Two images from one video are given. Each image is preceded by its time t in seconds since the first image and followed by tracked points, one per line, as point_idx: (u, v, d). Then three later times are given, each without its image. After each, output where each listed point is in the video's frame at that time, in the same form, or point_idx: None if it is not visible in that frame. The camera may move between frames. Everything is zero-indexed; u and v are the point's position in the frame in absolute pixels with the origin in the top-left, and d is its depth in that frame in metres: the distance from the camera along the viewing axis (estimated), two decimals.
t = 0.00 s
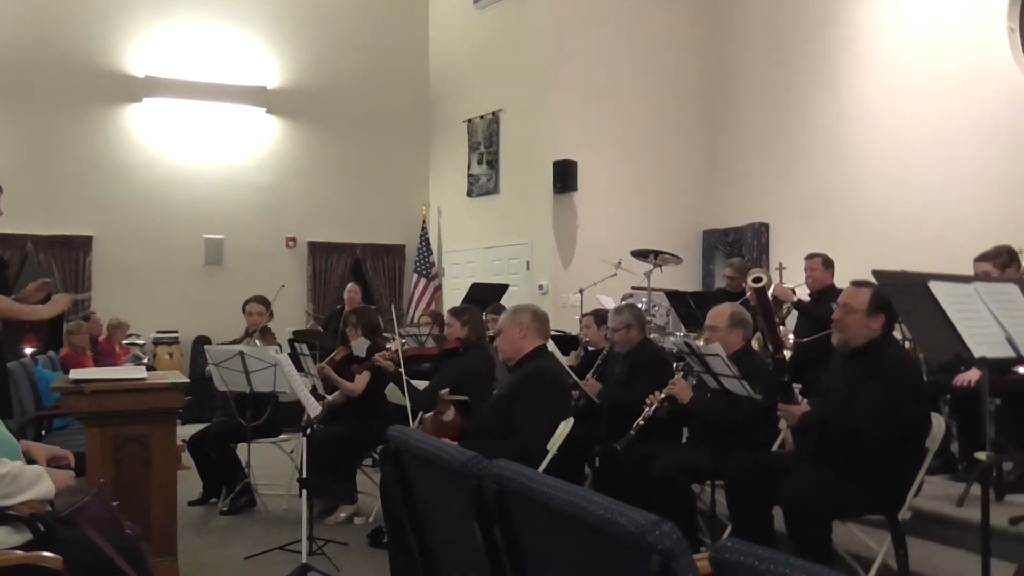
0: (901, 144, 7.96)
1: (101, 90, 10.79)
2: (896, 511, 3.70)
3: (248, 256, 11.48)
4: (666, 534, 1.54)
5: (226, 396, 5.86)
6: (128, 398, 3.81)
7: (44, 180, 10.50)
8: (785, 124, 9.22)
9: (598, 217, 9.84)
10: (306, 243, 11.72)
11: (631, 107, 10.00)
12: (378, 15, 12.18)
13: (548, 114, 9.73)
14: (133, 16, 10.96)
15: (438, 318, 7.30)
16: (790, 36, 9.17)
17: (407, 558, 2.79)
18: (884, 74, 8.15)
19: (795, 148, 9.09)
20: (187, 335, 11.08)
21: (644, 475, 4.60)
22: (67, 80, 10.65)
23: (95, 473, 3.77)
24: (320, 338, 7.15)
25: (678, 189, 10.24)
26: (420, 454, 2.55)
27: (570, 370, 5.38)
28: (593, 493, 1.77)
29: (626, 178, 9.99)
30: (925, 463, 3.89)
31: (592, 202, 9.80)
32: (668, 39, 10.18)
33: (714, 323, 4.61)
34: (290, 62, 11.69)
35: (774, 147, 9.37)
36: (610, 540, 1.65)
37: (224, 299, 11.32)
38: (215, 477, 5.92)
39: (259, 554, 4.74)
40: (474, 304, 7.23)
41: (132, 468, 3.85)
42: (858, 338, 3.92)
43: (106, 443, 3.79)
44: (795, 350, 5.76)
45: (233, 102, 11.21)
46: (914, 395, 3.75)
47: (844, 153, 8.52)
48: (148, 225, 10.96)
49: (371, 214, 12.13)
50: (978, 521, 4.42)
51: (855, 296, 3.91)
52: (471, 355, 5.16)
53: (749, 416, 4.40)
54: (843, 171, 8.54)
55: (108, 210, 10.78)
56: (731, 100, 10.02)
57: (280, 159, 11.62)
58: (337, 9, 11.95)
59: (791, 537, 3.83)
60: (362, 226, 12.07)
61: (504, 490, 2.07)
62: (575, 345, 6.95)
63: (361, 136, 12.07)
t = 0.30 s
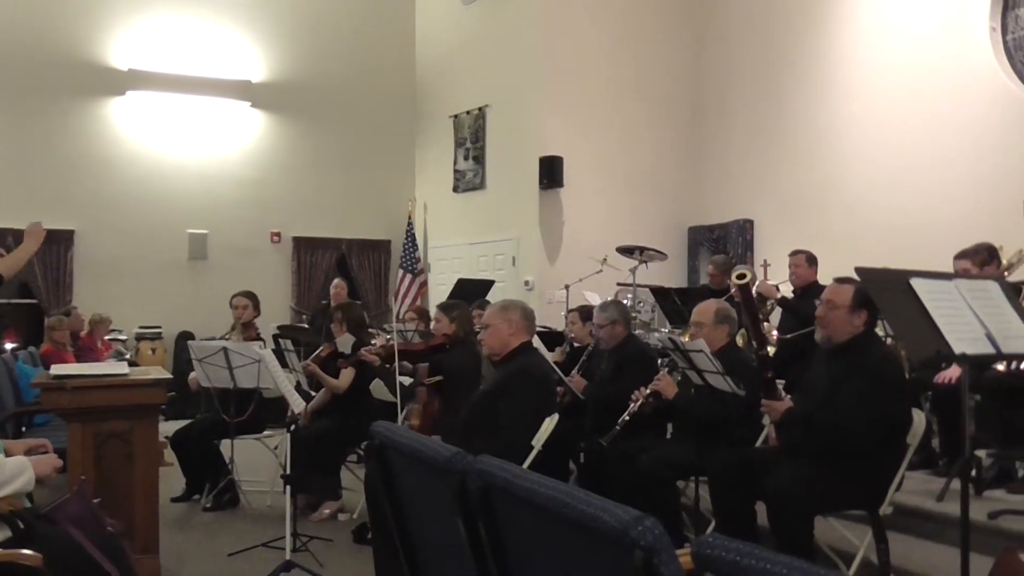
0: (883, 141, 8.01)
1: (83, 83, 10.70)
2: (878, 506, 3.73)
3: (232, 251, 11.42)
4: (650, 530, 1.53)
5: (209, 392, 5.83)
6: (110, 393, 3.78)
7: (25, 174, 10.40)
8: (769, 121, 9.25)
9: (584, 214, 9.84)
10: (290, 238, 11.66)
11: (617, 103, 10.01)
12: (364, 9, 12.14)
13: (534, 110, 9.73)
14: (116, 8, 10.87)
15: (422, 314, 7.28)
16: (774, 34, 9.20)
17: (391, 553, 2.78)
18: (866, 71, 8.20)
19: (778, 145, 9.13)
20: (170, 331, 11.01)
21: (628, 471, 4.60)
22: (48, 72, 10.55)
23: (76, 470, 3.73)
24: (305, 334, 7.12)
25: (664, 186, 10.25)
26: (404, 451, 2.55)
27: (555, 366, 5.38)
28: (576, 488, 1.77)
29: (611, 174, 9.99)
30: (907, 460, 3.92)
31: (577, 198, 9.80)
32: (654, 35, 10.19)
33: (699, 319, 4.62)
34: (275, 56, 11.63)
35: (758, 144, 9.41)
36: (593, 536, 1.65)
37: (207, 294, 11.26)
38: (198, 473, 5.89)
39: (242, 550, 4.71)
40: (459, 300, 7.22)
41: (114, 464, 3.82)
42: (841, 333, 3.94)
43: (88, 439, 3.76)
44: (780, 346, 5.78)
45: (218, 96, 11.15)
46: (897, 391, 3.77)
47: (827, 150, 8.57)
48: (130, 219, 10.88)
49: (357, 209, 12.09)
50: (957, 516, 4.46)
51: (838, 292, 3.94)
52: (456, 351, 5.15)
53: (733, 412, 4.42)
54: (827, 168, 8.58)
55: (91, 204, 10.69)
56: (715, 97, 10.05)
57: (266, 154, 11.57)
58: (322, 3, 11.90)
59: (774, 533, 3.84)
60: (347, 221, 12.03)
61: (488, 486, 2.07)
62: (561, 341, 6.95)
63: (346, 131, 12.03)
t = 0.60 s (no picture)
0: (855, 142, 8.09)
1: (54, 77, 10.57)
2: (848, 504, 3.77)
3: (204, 248, 11.32)
4: (620, 528, 1.54)
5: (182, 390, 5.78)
6: (79, 390, 3.74)
7: None
8: (744, 121, 9.32)
9: (559, 212, 9.85)
10: (264, 234, 11.59)
11: (593, 102, 10.03)
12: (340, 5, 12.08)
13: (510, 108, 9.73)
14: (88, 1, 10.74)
15: (397, 312, 7.25)
16: (749, 36, 9.27)
17: (364, 551, 2.77)
18: (839, 73, 8.29)
19: (752, 145, 9.20)
20: (142, 328, 10.91)
21: (602, 468, 4.62)
22: (18, 66, 10.42)
23: (44, 468, 3.69)
24: (279, 331, 7.07)
25: (640, 185, 10.29)
26: (377, 449, 2.54)
27: (530, 364, 5.39)
28: (548, 487, 1.78)
29: (587, 173, 10.01)
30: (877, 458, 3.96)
31: (554, 196, 9.82)
32: (630, 35, 10.22)
33: (673, 318, 4.65)
34: (250, 51, 11.55)
35: (732, 144, 9.47)
36: (564, 533, 1.66)
37: (179, 291, 11.16)
38: (170, 471, 5.85)
39: (214, 549, 4.68)
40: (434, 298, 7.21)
41: (83, 462, 3.78)
42: (813, 332, 3.99)
43: (56, 436, 3.72)
44: (753, 345, 5.82)
45: (191, 91, 11.05)
46: (867, 390, 3.81)
47: (800, 150, 8.64)
48: (101, 215, 10.76)
49: (332, 206, 12.03)
50: (926, 514, 4.52)
51: (810, 292, 3.97)
52: (431, 348, 5.14)
53: (706, 410, 4.46)
54: (800, 169, 8.65)
55: (61, 200, 10.56)
56: (691, 97, 10.10)
57: (239, 149, 11.48)
58: None
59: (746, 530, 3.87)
60: (322, 218, 11.97)
61: (461, 484, 2.07)
62: (536, 340, 6.96)
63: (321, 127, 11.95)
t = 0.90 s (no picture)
0: (831, 144, 8.17)
1: (28, 73, 10.44)
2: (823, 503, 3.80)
3: (180, 246, 11.22)
4: (596, 528, 1.54)
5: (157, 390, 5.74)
6: (52, 391, 3.69)
7: None
8: (721, 123, 9.37)
9: (538, 213, 9.86)
10: (241, 233, 11.51)
11: (572, 103, 10.05)
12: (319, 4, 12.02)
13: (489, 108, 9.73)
14: None
15: (375, 312, 7.22)
16: (727, 38, 9.32)
17: (339, 551, 2.76)
18: (815, 75, 8.36)
19: (730, 147, 9.25)
20: (117, 328, 10.80)
21: (580, 468, 4.63)
22: None
23: (15, 468, 3.64)
24: (256, 331, 7.03)
25: (618, 186, 10.32)
26: (352, 449, 2.53)
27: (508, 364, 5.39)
28: (524, 486, 1.78)
29: (566, 173, 10.03)
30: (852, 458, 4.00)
31: (532, 197, 9.83)
32: (609, 36, 10.24)
33: (651, 319, 4.67)
34: (227, 49, 11.47)
35: (710, 145, 9.52)
36: (539, 533, 1.66)
37: (155, 290, 11.05)
38: (144, 472, 5.80)
39: (189, 550, 4.65)
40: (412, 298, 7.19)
41: (55, 463, 3.74)
42: (790, 333, 4.01)
43: (28, 437, 3.67)
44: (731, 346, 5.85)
45: (168, 88, 10.96)
46: (843, 390, 3.84)
47: (776, 152, 8.71)
48: (76, 213, 10.65)
49: (310, 205, 11.97)
50: (900, 513, 4.56)
51: (787, 293, 4.00)
52: (408, 348, 5.12)
53: (683, 411, 4.48)
54: (776, 170, 8.72)
55: (34, 197, 10.44)
56: (669, 99, 10.14)
57: (217, 147, 11.39)
58: None
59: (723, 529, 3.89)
60: (300, 217, 11.91)
61: (436, 483, 2.07)
62: (514, 339, 6.96)
63: (299, 126, 11.89)
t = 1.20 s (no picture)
0: (811, 145, 8.23)
1: (6, 70, 10.35)
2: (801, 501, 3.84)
3: (161, 245, 11.17)
4: (577, 525, 1.55)
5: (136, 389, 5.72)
6: (30, 390, 3.67)
7: None
8: (702, 124, 9.42)
9: (520, 212, 9.87)
10: (222, 232, 11.46)
11: (554, 103, 10.08)
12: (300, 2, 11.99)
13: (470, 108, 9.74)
14: None
15: (355, 311, 7.24)
16: (707, 39, 9.38)
17: (320, 550, 2.76)
18: (795, 76, 8.43)
19: (711, 147, 9.30)
20: (96, 327, 10.72)
21: (561, 468, 4.65)
22: None
23: None
24: (237, 330, 7.02)
25: (600, 186, 10.35)
26: (332, 448, 2.53)
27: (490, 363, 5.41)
28: (505, 484, 1.79)
29: (548, 173, 10.05)
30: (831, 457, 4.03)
31: (514, 196, 9.84)
32: (590, 36, 10.28)
33: (633, 318, 4.69)
34: (208, 47, 11.42)
35: (691, 146, 9.57)
36: (520, 530, 1.67)
37: (134, 289, 10.98)
38: (124, 471, 5.77)
39: (168, 550, 4.62)
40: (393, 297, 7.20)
41: (33, 463, 3.72)
42: (770, 333, 4.04)
43: (5, 436, 3.64)
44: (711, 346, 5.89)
45: (147, 86, 10.90)
46: (822, 389, 3.88)
47: (757, 153, 8.77)
48: (55, 212, 10.57)
49: (291, 204, 11.94)
50: (879, 512, 4.60)
51: (767, 292, 4.03)
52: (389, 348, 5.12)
53: (664, 410, 4.50)
54: (757, 171, 8.77)
55: (12, 196, 10.35)
56: (650, 99, 10.18)
57: (197, 146, 11.34)
58: None
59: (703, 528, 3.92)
60: (281, 216, 11.87)
61: (416, 482, 2.08)
62: (495, 339, 6.98)
63: (280, 125, 11.85)
